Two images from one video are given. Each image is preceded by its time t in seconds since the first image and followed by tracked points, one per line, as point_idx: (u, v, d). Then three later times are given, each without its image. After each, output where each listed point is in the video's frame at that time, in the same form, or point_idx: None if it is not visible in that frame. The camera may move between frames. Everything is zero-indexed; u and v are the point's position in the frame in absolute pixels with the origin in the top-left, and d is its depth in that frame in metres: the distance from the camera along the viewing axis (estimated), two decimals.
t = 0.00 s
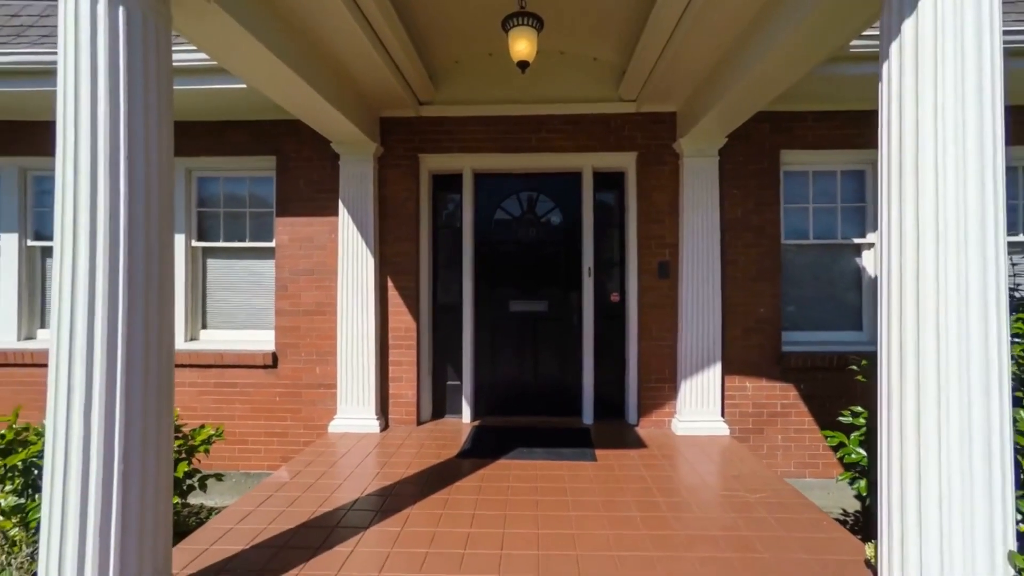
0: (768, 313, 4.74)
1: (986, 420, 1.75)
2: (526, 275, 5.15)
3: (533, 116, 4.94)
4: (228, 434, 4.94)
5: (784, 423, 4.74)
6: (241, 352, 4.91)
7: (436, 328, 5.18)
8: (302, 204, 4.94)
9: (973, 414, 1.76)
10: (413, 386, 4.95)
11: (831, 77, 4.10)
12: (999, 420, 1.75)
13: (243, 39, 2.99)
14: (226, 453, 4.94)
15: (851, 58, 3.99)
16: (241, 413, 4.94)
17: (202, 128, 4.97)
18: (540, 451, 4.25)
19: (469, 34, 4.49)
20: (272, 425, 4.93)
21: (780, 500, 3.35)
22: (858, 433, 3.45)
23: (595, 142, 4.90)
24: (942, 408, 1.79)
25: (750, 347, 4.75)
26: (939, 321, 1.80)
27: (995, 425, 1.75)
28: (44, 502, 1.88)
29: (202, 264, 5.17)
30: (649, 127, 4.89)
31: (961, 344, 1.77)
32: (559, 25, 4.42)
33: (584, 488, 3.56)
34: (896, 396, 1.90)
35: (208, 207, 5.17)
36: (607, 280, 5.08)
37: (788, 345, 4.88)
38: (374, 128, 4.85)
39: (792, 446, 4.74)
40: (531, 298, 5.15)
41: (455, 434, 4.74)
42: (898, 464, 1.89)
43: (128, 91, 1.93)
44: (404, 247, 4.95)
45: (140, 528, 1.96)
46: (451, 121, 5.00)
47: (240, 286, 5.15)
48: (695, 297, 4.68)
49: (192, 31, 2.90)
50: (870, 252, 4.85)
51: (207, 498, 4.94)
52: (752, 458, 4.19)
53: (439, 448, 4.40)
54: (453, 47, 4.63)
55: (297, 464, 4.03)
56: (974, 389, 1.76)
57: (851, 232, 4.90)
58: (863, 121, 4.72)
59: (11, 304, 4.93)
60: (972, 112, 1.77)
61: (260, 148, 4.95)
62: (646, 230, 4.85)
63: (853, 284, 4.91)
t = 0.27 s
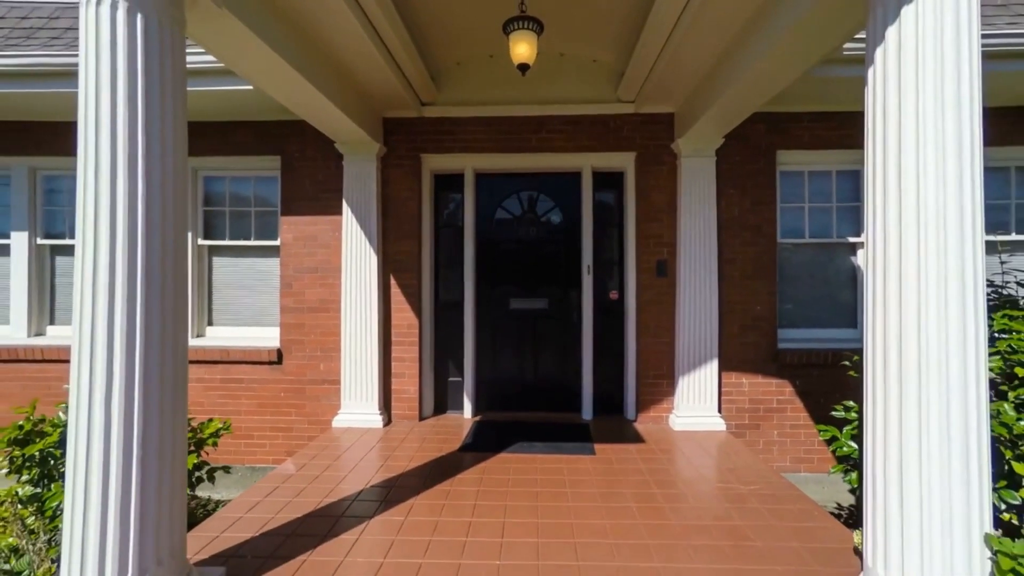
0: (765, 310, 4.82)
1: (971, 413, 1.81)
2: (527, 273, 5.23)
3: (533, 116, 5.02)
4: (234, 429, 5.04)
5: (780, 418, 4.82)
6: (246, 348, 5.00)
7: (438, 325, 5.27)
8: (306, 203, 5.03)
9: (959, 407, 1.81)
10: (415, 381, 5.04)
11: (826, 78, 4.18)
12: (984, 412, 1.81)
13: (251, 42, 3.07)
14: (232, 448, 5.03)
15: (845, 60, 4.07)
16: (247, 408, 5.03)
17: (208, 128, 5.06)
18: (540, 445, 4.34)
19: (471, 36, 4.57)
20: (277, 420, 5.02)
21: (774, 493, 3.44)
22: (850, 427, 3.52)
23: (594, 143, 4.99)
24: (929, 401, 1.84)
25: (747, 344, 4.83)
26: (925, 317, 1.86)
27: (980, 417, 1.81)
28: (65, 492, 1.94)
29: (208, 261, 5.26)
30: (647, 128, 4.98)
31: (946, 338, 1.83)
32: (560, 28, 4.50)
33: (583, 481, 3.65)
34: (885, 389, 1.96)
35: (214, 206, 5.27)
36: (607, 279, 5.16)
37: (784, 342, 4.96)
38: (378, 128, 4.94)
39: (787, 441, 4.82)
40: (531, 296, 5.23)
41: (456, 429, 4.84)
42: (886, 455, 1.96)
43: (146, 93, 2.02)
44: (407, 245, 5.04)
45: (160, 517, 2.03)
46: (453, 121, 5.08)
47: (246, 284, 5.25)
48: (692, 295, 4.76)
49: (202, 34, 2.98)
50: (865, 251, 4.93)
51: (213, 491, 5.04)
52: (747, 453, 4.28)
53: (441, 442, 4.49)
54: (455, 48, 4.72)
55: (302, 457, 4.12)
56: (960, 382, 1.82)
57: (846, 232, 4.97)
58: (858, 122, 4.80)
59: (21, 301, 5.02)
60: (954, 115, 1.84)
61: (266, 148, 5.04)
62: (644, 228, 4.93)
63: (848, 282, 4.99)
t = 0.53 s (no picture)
0: (760, 308, 4.91)
1: (948, 403, 1.90)
2: (526, 271, 5.32)
3: (533, 117, 5.10)
4: (238, 424, 5.13)
5: (775, 414, 4.91)
6: (251, 344, 5.09)
7: (439, 322, 5.35)
8: (309, 202, 5.12)
9: (938, 398, 1.90)
10: (417, 377, 5.13)
11: (820, 81, 4.26)
12: (960, 403, 1.90)
13: (258, 45, 3.15)
14: (236, 442, 5.12)
15: (838, 62, 4.15)
16: (251, 403, 5.12)
17: (213, 128, 5.14)
18: (540, 440, 4.43)
19: (472, 38, 4.66)
20: (281, 415, 5.11)
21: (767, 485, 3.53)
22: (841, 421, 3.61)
23: (593, 143, 5.07)
24: (908, 393, 1.93)
25: (742, 341, 4.92)
26: (906, 312, 1.95)
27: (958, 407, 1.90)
28: (86, 480, 2.03)
29: (212, 259, 5.34)
30: (645, 128, 5.06)
31: (925, 332, 1.92)
32: (559, 30, 4.59)
33: (582, 474, 3.74)
34: (868, 381, 2.05)
35: (219, 205, 5.34)
36: (605, 277, 5.25)
37: (779, 339, 5.05)
38: (380, 129, 5.03)
39: (782, 436, 4.92)
40: (531, 294, 5.32)
41: (457, 424, 4.93)
42: (869, 444, 2.05)
43: (161, 97, 2.10)
44: (409, 244, 5.13)
45: (176, 503, 2.12)
46: (454, 122, 5.16)
47: (250, 282, 5.33)
48: (688, 293, 4.85)
49: (211, 38, 3.07)
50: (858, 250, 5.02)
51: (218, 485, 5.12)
52: (742, 447, 4.37)
53: (442, 437, 4.58)
54: (456, 50, 4.80)
55: (307, 451, 4.22)
56: (939, 374, 1.90)
57: (840, 230, 5.06)
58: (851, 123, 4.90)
59: (29, 298, 5.09)
60: (934, 119, 1.93)
61: (270, 148, 5.12)
62: (642, 227, 5.02)
63: (842, 280, 5.08)
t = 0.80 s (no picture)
0: (754, 305, 5.01)
1: (925, 392, 2.00)
2: (525, 269, 5.41)
3: (531, 118, 5.19)
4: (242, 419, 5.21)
5: (769, 409, 5.02)
6: (254, 341, 5.18)
7: (439, 319, 5.44)
8: (312, 201, 5.21)
9: (915, 388, 2.00)
10: (418, 373, 5.22)
11: (812, 83, 4.36)
12: (936, 392, 2.01)
13: (264, 48, 3.24)
14: (240, 437, 5.21)
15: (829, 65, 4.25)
16: (255, 398, 5.21)
17: (216, 128, 5.22)
18: (538, 433, 4.53)
19: (472, 40, 4.75)
20: (284, 411, 5.20)
21: (759, 478, 3.63)
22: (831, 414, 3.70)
23: (590, 143, 5.17)
24: (887, 382, 2.04)
25: (736, 337, 5.02)
26: (885, 305, 2.06)
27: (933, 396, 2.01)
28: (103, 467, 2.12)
29: (216, 257, 5.42)
30: (641, 129, 5.16)
31: (903, 325, 2.02)
32: (557, 32, 4.67)
33: (578, 467, 3.83)
34: (850, 372, 2.15)
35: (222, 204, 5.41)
36: (602, 275, 5.34)
37: (773, 335, 5.16)
38: (381, 129, 5.11)
39: (775, 431, 5.02)
40: (530, 291, 5.41)
41: (457, 418, 5.02)
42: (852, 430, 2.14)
43: (175, 99, 2.19)
44: (410, 242, 5.22)
45: (190, 489, 2.21)
46: (454, 122, 5.25)
47: (253, 279, 5.41)
48: (684, 290, 4.95)
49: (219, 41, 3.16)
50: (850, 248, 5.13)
51: (222, 479, 5.21)
52: (736, 441, 4.47)
53: (442, 431, 4.68)
54: (456, 52, 4.89)
55: (310, 444, 4.31)
56: (916, 365, 2.01)
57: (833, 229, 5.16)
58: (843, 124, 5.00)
59: (34, 295, 5.12)
60: (910, 123, 2.04)
61: (273, 147, 5.21)
62: (638, 226, 5.11)
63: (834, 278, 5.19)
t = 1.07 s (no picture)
0: (748, 302, 5.13)
1: (902, 381, 2.12)
2: (524, 267, 5.51)
3: (530, 119, 5.29)
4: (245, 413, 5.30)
5: (762, 403, 5.13)
6: (257, 337, 5.26)
7: (439, 316, 5.54)
8: (314, 199, 5.30)
9: (893, 377, 2.11)
10: (418, 369, 5.32)
11: (804, 85, 4.47)
12: (913, 381, 2.12)
13: (270, 50, 3.33)
14: (243, 431, 5.30)
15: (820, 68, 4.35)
16: (257, 394, 5.30)
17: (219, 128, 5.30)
18: (536, 427, 4.64)
19: (472, 42, 4.84)
20: (286, 406, 5.29)
21: (752, 471, 3.73)
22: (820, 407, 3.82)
23: (588, 143, 5.27)
24: (867, 372, 2.16)
25: (730, 334, 5.14)
26: (866, 299, 2.17)
27: (911, 384, 2.12)
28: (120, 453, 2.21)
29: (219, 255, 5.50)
30: (637, 130, 5.26)
31: (881, 318, 2.13)
32: (555, 35, 4.77)
33: (576, 460, 3.92)
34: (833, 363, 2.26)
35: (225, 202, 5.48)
36: (599, 273, 5.44)
37: (766, 332, 5.27)
38: (382, 129, 5.20)
39: (768, 425, 5.13)
40: (528, 288, 5.51)
41: (456, 413, 5.12)
42: (837, 420, 2.26)
43: (188, 102, 2.29)
44: (410, 240, 5.31)
45: (202, 476, 2.31)
46: (453, 123, 5.34)
47: (255, 277, 5.49)
48: (679, 288, 5.06)
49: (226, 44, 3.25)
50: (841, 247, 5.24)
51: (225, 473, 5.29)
52: (729, 435, 4.58)
53: (442, 425, 4.78)
54: (456, 53, 4.99)
55: (313, 438, 4.41)
56: (895, 356, 2.12)
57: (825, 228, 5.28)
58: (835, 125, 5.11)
59: (39, 292, 5.18)
60: (889, 128, 2.15)
61: (275, 147, 5.29)
62: (635, 225, 5.22)
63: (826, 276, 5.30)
